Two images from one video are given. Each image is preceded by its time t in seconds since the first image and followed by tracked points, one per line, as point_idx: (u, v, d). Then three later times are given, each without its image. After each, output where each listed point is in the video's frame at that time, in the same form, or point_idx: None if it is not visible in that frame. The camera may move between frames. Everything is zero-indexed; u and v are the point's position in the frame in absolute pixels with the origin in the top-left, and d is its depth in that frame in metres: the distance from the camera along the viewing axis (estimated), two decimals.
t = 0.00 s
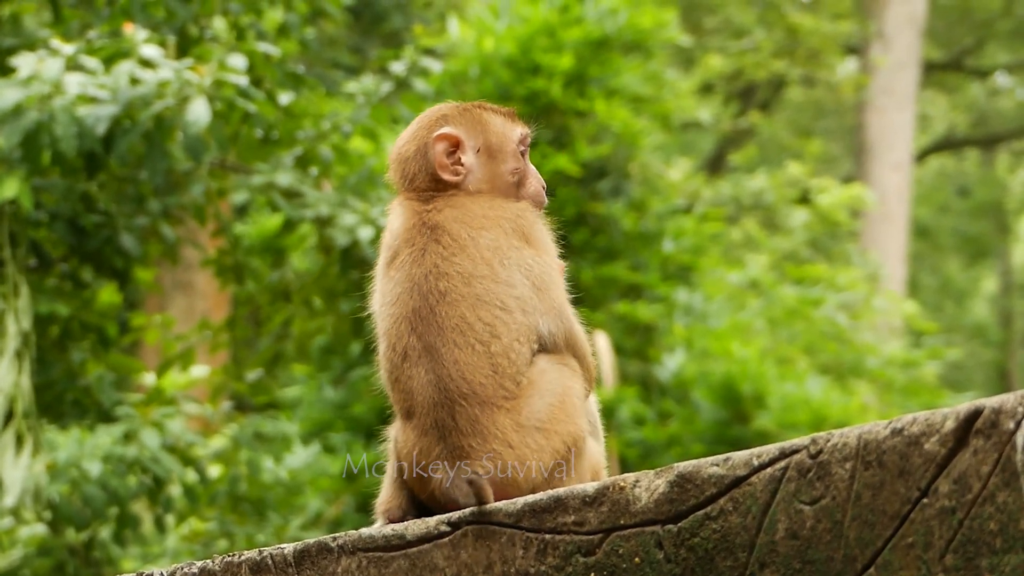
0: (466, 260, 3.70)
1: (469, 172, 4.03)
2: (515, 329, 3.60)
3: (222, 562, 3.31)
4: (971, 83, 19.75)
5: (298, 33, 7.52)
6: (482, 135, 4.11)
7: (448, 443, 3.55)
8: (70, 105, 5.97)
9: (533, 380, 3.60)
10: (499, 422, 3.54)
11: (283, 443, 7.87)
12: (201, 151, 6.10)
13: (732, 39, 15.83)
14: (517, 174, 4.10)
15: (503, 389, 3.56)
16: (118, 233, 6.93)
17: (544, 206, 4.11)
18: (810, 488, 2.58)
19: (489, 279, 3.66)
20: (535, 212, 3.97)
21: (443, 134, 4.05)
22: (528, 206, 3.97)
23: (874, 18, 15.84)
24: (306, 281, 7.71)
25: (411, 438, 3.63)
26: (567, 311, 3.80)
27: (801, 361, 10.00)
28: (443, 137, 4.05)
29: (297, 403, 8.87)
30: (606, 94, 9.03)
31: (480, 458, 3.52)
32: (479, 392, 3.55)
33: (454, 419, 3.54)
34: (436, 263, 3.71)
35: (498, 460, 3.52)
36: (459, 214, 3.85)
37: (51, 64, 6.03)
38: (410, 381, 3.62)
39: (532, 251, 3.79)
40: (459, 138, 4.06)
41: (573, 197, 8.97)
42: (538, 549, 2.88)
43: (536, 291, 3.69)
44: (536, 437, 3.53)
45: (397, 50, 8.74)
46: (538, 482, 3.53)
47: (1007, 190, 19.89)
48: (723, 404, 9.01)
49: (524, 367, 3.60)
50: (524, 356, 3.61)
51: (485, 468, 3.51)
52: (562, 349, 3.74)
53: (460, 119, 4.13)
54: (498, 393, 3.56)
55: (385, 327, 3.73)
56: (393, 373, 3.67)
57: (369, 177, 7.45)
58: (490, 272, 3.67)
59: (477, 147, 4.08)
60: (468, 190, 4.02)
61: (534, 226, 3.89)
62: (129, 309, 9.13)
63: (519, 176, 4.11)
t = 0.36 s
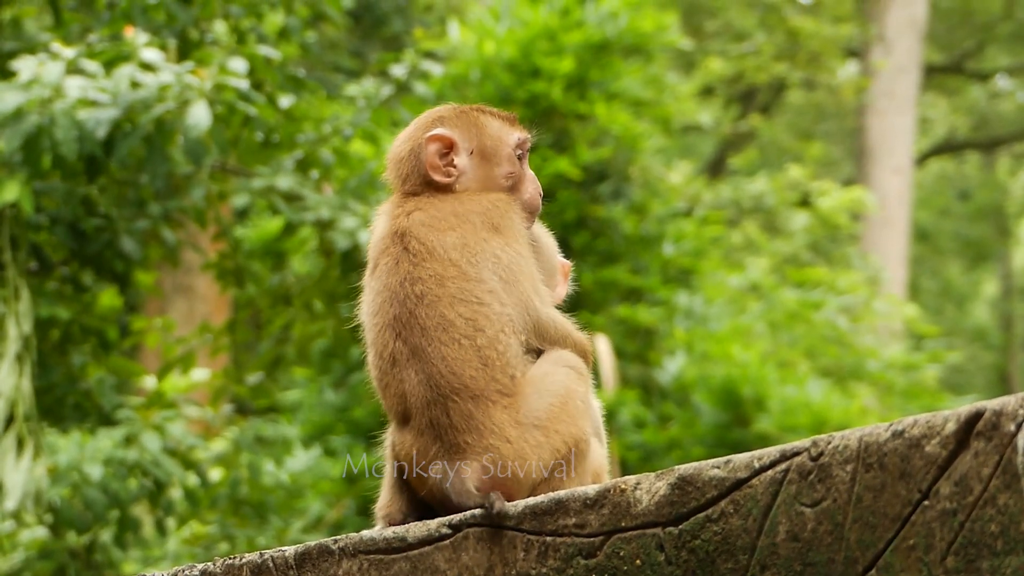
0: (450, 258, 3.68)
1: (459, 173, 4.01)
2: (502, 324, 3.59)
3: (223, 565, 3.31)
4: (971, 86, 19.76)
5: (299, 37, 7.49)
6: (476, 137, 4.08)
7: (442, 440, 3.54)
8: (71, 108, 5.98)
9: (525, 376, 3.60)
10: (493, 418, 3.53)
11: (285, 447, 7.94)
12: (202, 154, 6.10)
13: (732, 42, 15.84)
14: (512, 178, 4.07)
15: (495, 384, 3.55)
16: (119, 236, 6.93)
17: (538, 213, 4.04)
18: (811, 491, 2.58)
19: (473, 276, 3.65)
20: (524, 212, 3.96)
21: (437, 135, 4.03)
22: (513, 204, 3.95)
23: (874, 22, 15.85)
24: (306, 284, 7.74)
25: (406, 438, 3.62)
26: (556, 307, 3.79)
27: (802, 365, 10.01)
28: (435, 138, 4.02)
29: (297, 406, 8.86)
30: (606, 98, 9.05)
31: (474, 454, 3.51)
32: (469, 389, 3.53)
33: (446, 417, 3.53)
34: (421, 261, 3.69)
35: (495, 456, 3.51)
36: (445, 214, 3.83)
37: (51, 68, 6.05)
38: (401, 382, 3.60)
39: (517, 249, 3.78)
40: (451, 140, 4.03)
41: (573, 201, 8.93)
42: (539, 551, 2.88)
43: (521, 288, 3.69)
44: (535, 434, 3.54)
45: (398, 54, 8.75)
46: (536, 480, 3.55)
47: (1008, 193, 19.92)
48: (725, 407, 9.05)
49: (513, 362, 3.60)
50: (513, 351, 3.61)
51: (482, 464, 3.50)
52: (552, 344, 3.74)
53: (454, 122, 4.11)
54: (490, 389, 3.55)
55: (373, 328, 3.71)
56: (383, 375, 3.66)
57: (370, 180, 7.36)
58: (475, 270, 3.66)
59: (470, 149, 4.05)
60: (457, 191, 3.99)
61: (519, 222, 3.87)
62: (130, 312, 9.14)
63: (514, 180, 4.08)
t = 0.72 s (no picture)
0: (454, 259, 3.67)
1: (463, 175, 4.01)
2: (504, 327, 3.59)
3: (222, 566, 3.31)
4: (971, 88, 19.77)
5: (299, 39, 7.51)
6: (482, 138, 4.09)
7: (442, 442, 3.54)
8: (71, 110, 5.99)
9: (527, 380, 3.60)
10: (494, 421, 3.52)
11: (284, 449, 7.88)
12: (202, 156, 6.09)
13: (732, 44, 15.84)
14: (514, 181, 4.09)
15: (496, 387, 3.55)
16: (119, 238, 6.94)
17: (541, 214, 4.10)
18: (810, 492, 2.57)
19: (477, 278, 3.64)
20: (530, 216, 3.95)
21: (441, 135, 4.03)
22: (521, 207, 3.94)
23: (875, 24, 15.85)
24: (307, 286, 7.73)
25: (406, 440, 3.63)
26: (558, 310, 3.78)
27: (801, 367, 10.01)
28: (441, 137, 4.03)
29: (297, 408, 8.85)
30: (606, 100, 9.03)
31: (473, 455, 3.50)
32: (471, 392, 3.53)
33: (447, 419, 3.53)
34: (426, 264, 3.68)
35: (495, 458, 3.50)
36: (449, 214, 3.83)
37: (51, 71, 6.05)
38: (402, 383, 3.61)
39: (523, 253, 3.76)
40: (457, 140, 4.03)
41: (574, 203, 8.98)
42: (538, 553, 2.88)
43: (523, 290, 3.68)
44: (533, 437, 3.52)
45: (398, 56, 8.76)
46: (535, 484, 3.53)
47: (1008, 195, 19.90)
48: (725, 408, 9.07)
49: (514, 366, 3.59)
50: (515, 355, 3.61)
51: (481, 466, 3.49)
52: (554, 346, 3.73)
53: (460, 122, 4.11)
54: (492, 393, 3.55)
55: (378, 329, 3.71)
56: (386, 376, 3.66)
57: (370, 182, 7.39)
58: (478, 271, 3.65)
59: (476, 151, 4.06)
60: (462, 192, 3.99)
61: (526, 226, 3.85)
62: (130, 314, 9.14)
63: (517, 183, 4.10)
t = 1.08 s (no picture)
0: (457, 264, 3.68)
1: (473, 178, 4.01)
2: (505, 332, 3.60)
3: (224, 567, 3.32)
4: (971, 88, 19.76)
5: (300, 39, 7.54)
6: (494, 141, 4.08)
7: (438, 444, 3.55)
8: (72, 112, 5.99)
9: (525, 383, 3.60)
10: (489, 424, 3.53)
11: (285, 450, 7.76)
12: (203, 158, 6.10)
13: (733, 45, 15.85)
14: (526, 183, 4.08)
15: (493, 391, 3.56)
16: (120, 239, 6.95)
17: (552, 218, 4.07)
18: (811, 493, 2.58)
19: (479, 283, 3.64)
20: (540, 220, 3.93)
21: (453, 137, 4.02)
22: (533, 213, 3.93)
23: (875, 24, 15.86)
24: (309, 287, 7.74)
25: (405, 441, 3.64)
26: (562, 314, 3.77)
27: (802, 367, 10.02)
28: (453, 140, 4.02)
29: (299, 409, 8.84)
30: (607, 101, 9.03)
31: (467, 457, 3.51)
32: (468, 396, 3.54)
33: (443, 421, 3.54)
34: (430, 268, 3.69)
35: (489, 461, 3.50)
36: (455, 218, 3.84)
37: (52, 72, 6.05)
38: (402, 386, 3.63)
39: (528, 258, 3.76)
40: (470, 143, 4.03)
41: (575, 203, 8.98)
42: (541, 554, 2.89)
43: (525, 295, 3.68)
44: (529, 438, 3.52)
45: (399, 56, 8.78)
46: (535, 484, 3.52)
47: (1008, 196, 19.88)
48: (726, 409, 9.11)
49: (513, 371, 3.60)
50: (514, 360, 3.61)
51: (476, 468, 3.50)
52: (559, 350, 3.72)
53: (472, 124, 4.10)
54: (489, 397, 3.55)
55: (383, 331, 3.73)
56: (388, 377, 3.69)
57: (371, 183, 7.48)
58: (481, 276, 3.65)
59: (487, 153, 4.05)
60: (473, 197, 4.00)
61: (533, 230, 3.84)
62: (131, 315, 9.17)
63: (529, 185, 4.09)
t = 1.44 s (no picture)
0: (455, 264, 3.67)
1: (481, 178, 3.99)
2: (499, 334, 3.59)
3: (225, 567, 3.31)
4: (974, 88, 19.85)
5: (301, 39, 7.55)
6: (506, 143, 4.06)
7: (433, 444, 3.56)
8: (74, 111, 5.99)
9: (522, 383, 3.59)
10: (482, 423, 3.53)
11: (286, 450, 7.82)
12: (205, 158, 6.10)
13: (735, 44, 15.84)
14: (538, 185, 4.06)
15: (485, 391, 3.55)
16: (121, 239, 6.94)
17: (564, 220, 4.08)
18: (813, 493, 2.57)
19: (477, 284, 3.63)
20: (546, 221, 3.91)
21: (464, 139, 4.01)
22: (540, 214, 3.90)
23: (877, 23, 15.85)
24: (310, 287, 7.74)
25: (404, 440, 3.66)
26: (564, 315, 3.76)
27: (804, 367, 10.03)
28: (464, 141, 4.01)
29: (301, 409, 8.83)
30: (609, 100, 9.01)
31: (460, 456, 3.52)
32: (462, 397, 3.54)
33: (437, 423, 3.55)
34: (429, 269, 3.68)
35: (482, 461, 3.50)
36: (457, 218, 3.83)
37: (53, 72, 6.04)
38: (399, 386, 3.64)
39: (527, 260, 3.73)
40: (481, 145, 4.01)
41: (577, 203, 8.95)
42: (542, 554, 2.88)
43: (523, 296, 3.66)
44: (524, 437, 3.51)
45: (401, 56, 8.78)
46: (534, 482, 3.53)
47: (1010, 196, 19.85)
48: (728, 409, 9.15)
49: (508, 372, 3.59)
50: (509, 360, 3.60)
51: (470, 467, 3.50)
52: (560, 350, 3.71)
53: (485, 125, 4.08)
54: (483, 397, 3.55)
55: (384, 331, 3.74)
56: (388, 378, 3.70)
57: (373, 183, 7.48)
58: (480, 277, 3.64)
59: (499, 155, 4.03)
60: (483, 198, 3.98)
61: (537, 232, 3.82)
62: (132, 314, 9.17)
63: (541, 187, 4.07)
